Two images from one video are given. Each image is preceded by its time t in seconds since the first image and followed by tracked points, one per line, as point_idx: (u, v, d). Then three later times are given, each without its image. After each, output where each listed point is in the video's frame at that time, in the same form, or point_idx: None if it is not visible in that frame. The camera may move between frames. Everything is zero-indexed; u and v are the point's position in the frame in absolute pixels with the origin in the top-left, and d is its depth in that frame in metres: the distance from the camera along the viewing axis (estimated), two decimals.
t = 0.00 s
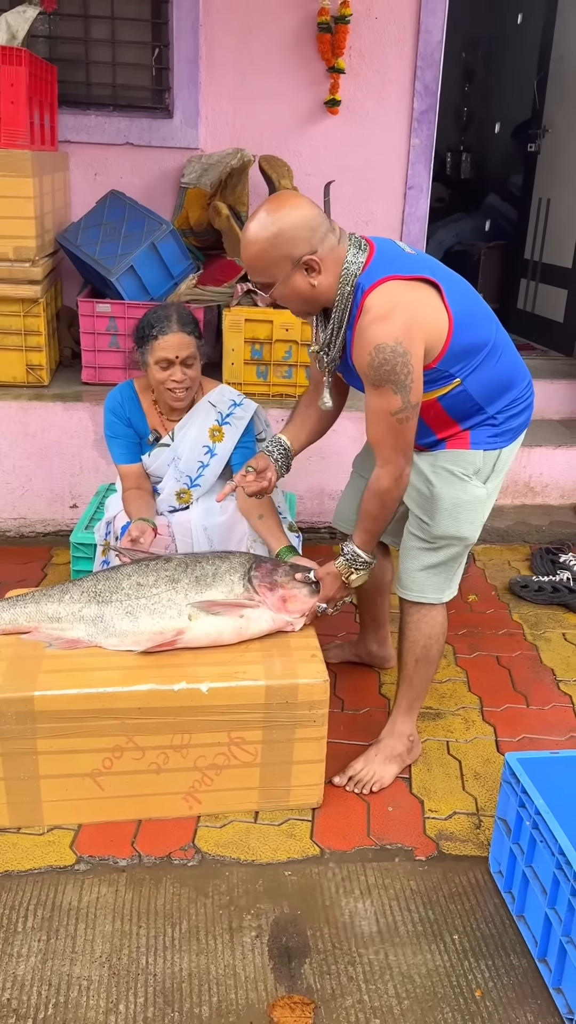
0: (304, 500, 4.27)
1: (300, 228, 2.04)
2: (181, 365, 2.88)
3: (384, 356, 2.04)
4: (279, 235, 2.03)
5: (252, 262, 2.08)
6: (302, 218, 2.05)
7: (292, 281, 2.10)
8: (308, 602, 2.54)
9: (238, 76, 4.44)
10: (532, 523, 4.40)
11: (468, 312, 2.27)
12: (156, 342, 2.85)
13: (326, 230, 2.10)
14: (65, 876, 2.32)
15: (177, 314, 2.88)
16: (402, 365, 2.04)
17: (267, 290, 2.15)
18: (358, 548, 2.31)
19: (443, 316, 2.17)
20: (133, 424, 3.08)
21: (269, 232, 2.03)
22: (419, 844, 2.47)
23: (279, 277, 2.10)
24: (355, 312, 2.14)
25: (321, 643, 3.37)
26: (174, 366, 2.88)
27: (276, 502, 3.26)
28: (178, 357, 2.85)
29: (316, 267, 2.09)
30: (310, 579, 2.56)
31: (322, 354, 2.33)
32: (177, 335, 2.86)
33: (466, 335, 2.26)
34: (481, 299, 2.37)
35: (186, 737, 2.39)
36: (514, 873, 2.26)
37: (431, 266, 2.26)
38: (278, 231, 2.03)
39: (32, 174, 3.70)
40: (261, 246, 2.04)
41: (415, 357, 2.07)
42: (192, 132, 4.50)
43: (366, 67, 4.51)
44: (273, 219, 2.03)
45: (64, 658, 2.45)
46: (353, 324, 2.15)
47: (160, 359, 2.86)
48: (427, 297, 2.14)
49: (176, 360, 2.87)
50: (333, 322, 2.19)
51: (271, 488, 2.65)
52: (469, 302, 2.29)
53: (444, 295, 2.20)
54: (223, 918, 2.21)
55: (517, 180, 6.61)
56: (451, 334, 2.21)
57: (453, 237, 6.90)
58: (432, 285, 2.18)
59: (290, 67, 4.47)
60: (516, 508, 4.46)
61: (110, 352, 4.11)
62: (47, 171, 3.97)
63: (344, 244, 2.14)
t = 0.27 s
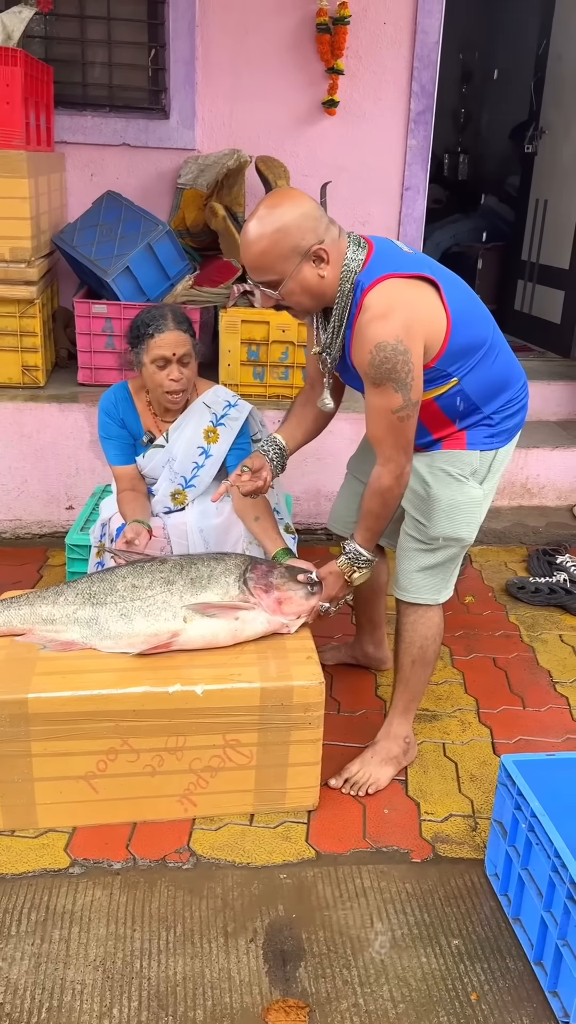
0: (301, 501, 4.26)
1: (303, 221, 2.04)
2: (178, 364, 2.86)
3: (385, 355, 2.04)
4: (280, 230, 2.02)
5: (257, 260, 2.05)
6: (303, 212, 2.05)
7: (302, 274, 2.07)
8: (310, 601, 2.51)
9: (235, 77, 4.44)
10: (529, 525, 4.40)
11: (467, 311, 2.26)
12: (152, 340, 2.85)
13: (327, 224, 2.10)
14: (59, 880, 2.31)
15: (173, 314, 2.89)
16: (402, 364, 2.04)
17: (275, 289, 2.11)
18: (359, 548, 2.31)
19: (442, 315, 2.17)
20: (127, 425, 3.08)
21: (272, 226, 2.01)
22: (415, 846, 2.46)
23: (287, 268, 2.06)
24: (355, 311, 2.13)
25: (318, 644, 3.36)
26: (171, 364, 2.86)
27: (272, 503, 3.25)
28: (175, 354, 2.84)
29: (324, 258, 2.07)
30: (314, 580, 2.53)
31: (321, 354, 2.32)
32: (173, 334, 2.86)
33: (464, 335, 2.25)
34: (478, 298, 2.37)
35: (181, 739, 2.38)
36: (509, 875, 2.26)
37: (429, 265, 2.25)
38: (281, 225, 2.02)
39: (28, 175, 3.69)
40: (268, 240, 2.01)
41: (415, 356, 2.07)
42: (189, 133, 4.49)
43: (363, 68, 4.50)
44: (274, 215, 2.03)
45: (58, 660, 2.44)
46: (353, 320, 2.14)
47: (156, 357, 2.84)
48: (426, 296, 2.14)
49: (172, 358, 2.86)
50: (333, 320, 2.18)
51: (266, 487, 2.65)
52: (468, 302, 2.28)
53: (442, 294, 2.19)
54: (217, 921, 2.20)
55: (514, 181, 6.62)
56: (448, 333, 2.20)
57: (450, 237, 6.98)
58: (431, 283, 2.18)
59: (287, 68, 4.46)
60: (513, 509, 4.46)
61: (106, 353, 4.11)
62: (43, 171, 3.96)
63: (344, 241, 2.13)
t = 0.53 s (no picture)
0: (301, 502, 4.25)
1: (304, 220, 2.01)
2: (174, 361, 2.86)
3: (390, 357, 2.02)
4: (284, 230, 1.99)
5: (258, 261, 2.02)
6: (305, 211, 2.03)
7: (305, 275, 2.05)
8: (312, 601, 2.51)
9: (235, 77, 4.43)
10: (530, 526, 4.39)
11: (468, 313, 2.25)
12: (149, 338, 2.84)
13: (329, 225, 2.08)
14: (58, 883, 2.30)
15: (168, 313, 2.90)
16: (408, 365, 2.03)
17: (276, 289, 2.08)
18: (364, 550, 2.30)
19: (444, 317, 2.16)
20: (124, 426, 3.08)
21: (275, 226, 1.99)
22: (416, 849, 2.45)
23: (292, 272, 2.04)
24: (357, 312, 2.12)
25: (318, 646, 3.35)
26: (168, 363, 2.86)
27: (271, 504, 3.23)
28: (173, 352, 2.84)
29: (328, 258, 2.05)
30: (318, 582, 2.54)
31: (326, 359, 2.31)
32: (171, 331, 2.86)
33: (467, 336, 2.24)
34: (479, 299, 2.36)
35: (181, 742, 2.37)
36: (510, 879, 2.25)
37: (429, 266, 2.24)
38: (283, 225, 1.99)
39: (28, 175, 3.69)
40: (271, 240, 1.99)
41: (420, 357, 2.06)
42: (189, 134, 4.48)
43: (364, 68, 4.49)
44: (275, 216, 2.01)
45: (57, 662, 2.43)
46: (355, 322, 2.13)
47: (153, 355, 2.84)
48: (429, 297, 2.13)
49: (169, 355, 2.85)
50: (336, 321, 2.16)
51: (265, 492, 2.63)
52: (469, 303, 2.27)
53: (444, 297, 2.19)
54: (216, 924, 2.19)
55: (516, 182, 6.61)
56: (452, 334, 2.19)
57: (451, 238, 6.83)
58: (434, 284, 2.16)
59: (288, 68, 4.46)
60: (514, 510, 4.45)
61: (106, 354, 4.10)
62: (43, 172, 3.95)
63: (346, 242, 2.12)
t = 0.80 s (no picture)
0: (305, 503, 4.25)
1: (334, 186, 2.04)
2: (176, 350, 2.86)
3: (407, 345, 1.99)
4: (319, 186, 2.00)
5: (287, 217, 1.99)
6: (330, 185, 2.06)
7: (333, 232, 2.02)
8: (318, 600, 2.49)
9: (240, 77, 4.42)
10: (535, 527, 4.38)
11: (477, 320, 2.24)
12: (150, 329, 2.86)
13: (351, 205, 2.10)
14: (60, 885, 2.30)
15: (167, 307, 2.92)
16: (424, 354, 2.00)
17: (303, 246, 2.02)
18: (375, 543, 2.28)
19: (457, 314, 2.14)
20: (127, 426, 3.07)
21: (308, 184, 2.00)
22: (419, 852, 2.44)
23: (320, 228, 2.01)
24: (369, 301, 2.10)
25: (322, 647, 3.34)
26: (170, 353, 2.86)
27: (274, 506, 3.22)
28: (173, 340, 2.85)
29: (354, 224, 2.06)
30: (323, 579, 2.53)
31: (331, 352, 2.29)
32: (171, 321, 2.88)
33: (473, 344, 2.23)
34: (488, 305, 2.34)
35: (183, 744, 2.36)
36: (515, 882, 2.23)
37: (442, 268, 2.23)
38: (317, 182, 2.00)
39: (32, 176, 3.69)
40: (305, 187, 1.98)
41: (437, 347, 2.04)
42: (193, 134, 4.48)
43: (368, 68, 4.48)
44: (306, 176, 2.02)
45: (60, 664, 2.42)
46: (366, 311, 2.11)
47: (155, 346, 2.84)
48: (443, 288, 2.11)
49: (171, 345, 2.86)
50: (347, 306, 2.14)
51: (261, 496, 2.63)
52: (479, 310, 2.26)
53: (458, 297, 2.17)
54: (220, 926, 2.19)
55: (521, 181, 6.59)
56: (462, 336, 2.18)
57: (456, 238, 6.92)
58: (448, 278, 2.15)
59: (293, 68, 4.45)
60: (518, 511, 4.44)
61: (110, 355, 4.09)
62: (47, 173, 3.95)
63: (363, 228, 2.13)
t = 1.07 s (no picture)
0: (312, 504, 4.23)
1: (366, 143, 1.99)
2: (183, 346, 2.86)
3: (432, 305, 1.87)
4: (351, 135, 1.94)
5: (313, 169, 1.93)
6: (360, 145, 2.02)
7: (357, 189, 1.96)
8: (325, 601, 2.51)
9: (247, 77, 4.42)
10: (543, 528, 4.36)
11: (494, 316, 2.18)
12: (157, 327, 2.86)
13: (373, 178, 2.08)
14: (65, 887, 2.29)
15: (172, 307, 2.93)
16: (451, 314, 1.88)
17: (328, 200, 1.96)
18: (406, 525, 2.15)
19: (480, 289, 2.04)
20: (134, 426, 3.06)
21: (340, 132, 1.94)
22: (425, 856, 2.43)
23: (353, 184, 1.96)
24: (387, 263, 2.00)
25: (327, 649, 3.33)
26: (176, 350, 2.86)
27: (281, 507, 3.21)
28: (180, 337, 2.85)
29: (380, 183, 2.00)
30: (328, 582, 2.55)
31: (342, 321, 2.19)
32: (175, 320, 2.89)
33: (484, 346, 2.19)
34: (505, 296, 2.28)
35: (188, 746, 2.35)
36: (521, 887, 2.22)
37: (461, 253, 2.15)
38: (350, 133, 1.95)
39: (39, 176, 3.69)
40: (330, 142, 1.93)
41: (464, 311, 1.91)
42: (200, 134, 4.47)
43: (376, 68, 4.47)
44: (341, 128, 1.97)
45: (65, 665, 2.42)
46: (383, 274, 2.00)
47: (162, 343, 2.84)
48: (468, 256, 2.00)
49: (178, 342, 2.86)
50: (364, 267, 2.05)
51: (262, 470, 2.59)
52: (498, 303, 2.19)
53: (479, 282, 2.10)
54: (224, 930, 2.17)
55: (529, 181, 6.57)
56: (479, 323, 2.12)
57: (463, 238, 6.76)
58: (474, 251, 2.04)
59: (300, 68, 4.44)
60: (526, 512, 4.41)
61: (116, 356, 4.09)
62: (54, 173, 3.95)
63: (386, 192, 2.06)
